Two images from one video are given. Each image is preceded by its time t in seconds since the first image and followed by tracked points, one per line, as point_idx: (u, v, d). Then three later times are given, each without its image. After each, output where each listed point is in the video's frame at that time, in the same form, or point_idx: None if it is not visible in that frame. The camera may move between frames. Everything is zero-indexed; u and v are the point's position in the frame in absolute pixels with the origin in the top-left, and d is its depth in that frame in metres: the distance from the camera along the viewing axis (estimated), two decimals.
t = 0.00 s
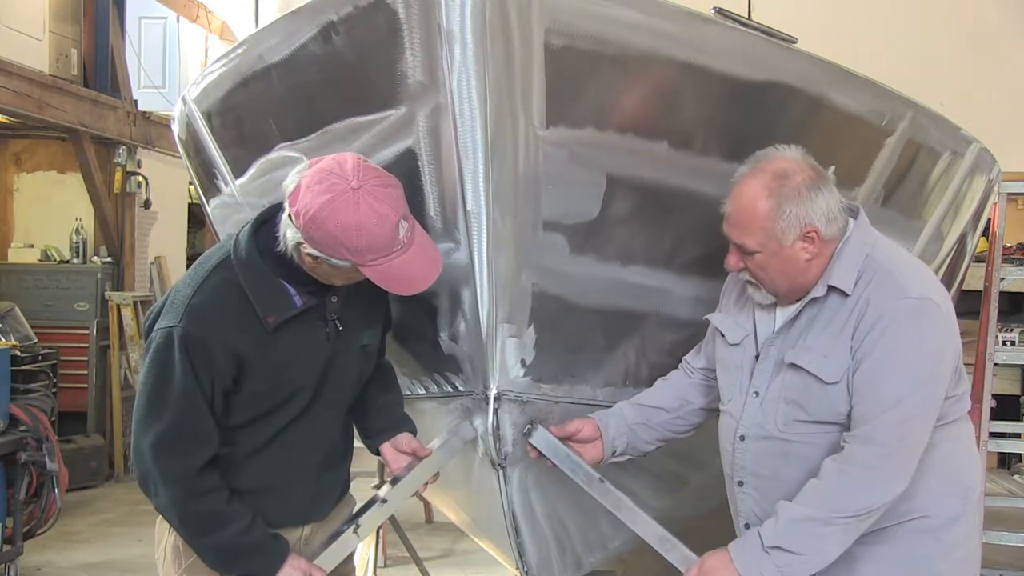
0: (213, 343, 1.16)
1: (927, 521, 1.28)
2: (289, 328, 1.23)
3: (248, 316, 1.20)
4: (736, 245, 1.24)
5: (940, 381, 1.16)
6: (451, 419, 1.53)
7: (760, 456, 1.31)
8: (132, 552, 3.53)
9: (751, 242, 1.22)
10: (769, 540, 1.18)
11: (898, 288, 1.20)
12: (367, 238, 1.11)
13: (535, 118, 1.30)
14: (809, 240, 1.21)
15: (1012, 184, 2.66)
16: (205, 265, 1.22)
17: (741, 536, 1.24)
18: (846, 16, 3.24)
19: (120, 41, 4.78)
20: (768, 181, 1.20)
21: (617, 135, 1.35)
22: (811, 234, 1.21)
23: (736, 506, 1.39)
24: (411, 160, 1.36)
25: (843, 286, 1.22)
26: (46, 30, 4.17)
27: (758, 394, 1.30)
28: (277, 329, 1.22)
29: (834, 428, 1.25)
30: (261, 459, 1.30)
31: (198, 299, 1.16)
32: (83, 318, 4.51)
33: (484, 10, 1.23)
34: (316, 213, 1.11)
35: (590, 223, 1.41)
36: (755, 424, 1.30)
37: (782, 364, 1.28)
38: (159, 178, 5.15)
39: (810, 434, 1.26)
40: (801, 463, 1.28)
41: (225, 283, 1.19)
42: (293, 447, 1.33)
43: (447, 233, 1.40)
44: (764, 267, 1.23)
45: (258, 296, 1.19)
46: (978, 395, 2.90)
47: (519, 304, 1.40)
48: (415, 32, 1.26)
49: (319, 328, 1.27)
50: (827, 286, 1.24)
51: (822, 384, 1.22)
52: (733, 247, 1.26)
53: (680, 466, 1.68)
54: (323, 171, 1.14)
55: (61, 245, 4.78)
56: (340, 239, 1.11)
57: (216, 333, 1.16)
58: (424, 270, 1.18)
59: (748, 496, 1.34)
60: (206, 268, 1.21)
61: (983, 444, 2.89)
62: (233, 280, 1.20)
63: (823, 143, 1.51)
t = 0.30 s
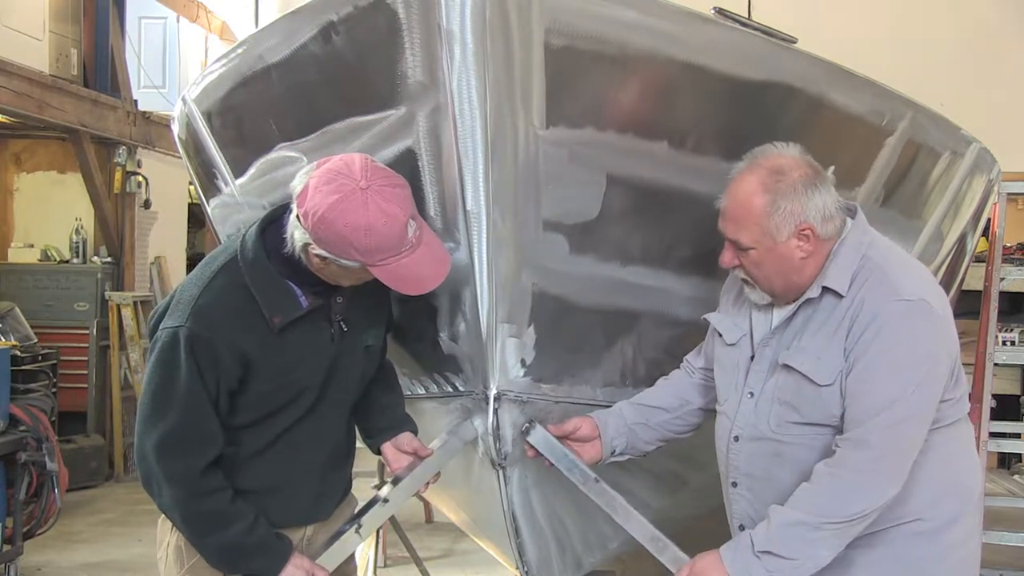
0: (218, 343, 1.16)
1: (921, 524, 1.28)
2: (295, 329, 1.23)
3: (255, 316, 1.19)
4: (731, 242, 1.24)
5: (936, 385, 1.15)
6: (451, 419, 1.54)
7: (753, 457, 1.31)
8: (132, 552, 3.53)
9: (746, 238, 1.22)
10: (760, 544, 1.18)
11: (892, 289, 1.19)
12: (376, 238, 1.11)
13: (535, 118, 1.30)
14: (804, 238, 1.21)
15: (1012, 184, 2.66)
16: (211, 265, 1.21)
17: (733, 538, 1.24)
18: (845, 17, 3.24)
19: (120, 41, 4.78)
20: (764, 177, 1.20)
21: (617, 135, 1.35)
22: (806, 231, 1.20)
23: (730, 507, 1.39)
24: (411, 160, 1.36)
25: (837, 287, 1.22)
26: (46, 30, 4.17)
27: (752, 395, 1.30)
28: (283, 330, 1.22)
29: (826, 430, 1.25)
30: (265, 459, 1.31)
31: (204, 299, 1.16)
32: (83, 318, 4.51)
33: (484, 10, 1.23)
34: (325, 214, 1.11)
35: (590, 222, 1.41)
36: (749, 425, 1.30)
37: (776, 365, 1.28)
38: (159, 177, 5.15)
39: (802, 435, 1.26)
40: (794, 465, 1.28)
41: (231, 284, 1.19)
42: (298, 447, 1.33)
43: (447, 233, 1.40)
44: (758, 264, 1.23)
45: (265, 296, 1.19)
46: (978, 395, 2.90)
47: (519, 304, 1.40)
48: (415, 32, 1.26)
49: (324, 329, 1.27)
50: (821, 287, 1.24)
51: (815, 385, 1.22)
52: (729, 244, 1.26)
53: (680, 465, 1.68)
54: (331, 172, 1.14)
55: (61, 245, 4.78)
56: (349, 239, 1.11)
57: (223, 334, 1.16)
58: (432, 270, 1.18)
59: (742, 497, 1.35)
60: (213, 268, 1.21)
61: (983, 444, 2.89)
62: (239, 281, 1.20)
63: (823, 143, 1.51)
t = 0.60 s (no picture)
0: (220, 343, 1.16)
1: (911, 528, 1.26)
2: (296, 329, 1.23)
3: (256, 317, 1.19)
4: (731, 228, 1.24)
5: (928, 383, 1.13)
6: (451, 419, 1.54)
7: (746, 449, 1.31)
8: (132, 552, 3.53)
9: (745, 224, 1.21)
10: (740, 543, 1.16)
11: (885, 285, 1.17)
12: (376, 238, 1.11)
13: (535, 117, 1.30)
14: (803, 226, 1.20)
15: (1012, 184, 2.66)
16: (212, 265, 1.21)
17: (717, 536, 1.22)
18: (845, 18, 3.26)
19: (120, 41, 4.78)
20: (764, 164, 1.20)
21: (616, 135, 1.35)
22: (806, 218, 1.20)
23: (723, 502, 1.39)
24: (411, 160, 1.36)
25: (834, 280, 1.21)
26: (46, 30, 4.17)
27: (748, 387, 1.30)
28: (285, 331, 1.22)
29: (814, 426, 1.23)
30: (265, 459, 1.31)
31: (205, 300, 1.16)
32: (83, 318, 4.51)
33: (484, 10, 1.23)
34: (324, 214, 1.11)
35: (590, 222, 1.41)
36: (743, 417, 1.30)
37: (770, 359, 1.28)
38: (159, 177, 5.15)
39: (790, 429, 1.25)
40: (783, 460, 1.27)
41: (232, 285, 1.19)
42: (299, 447, 1.33)
43: (447, 233, 1.39)
44: (758, 251, 1.22)
45: (266, 297, 1.19)
46: (977, 395, 2.90)
47: (519, 304, 1.40)
48: (415, 32, 1.26)
49: (325, 330, 1.27)
50: (817, 280, 1.23)
51: (806, 380, 1.21)
52: (729, 232, 1.25)
53: (680, 465, 1.68)
54: (330, 172, 1.14)
55: (61, 245, 4.78)
56: (349, 239, 1.11)
57: (223, 334, 1.16)
58: (433, 269, 1.18)
59: (734, 490, 1.35)
60: (215, 268, 1.21)
61: (982, 444, 2.89)
62: (240, 281, 1.19)
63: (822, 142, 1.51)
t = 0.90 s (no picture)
0: (217, 343, 1.16)
1: (901, 525, 1.23)
2: (293, 329, 1.23)
3: (254, 316, 1.19)
4: (732, 210, 1.23)
5: (920, 373, 1.11)
6: (451, 419, 1.55)
7: (737, 437, 1.28)
8: (132, 552, 3.53)
9: (746, 205, 1.21)
10: (732, 536, 1.14)
11: (880, 273, 1.15)
12: (372, 235, 1.11)
13: (535, 116, 1.30)
14: (804, 207, 1.19)
15: (1011, 184, 2.66)
16: (212, 264, 1.22)
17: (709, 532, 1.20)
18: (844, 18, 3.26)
19: (121, 41, 4.78)
20: (766, 146, 1.19)
21: (617, 135, 1.35)
22: (807, 200, 1.18)
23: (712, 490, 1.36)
24: (411, 160, 1.36)
25: (829, 266, 1.19)
26: (46, 30, 4.17)
27: (742, 374, 1.29)
28: (282, 331, 1.22)
29: (802, 412, 1.21)
30: (263, 459, 1.31)
31: (202, 299, 1.16)
32: (83, 318, 4.51)
33: (484, 10, 1.23)
34: (320, 211, 1.11)
35: (590, 221, 1.41)
36: (736, 405, 1.28)
37: (765, 344, 1.26)
38: (159, 177, 5.15)
39: (781, 417, 1.23)
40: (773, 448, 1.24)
41: (228, 284, 1.19)
42: (298, 447, 1.33)
43: (447, 233, 1.39)
44: (758, 232, 1.21)
45: (264, 296, 1.19)
46: (978, 395, 2.90)
47: (519, 304, 1.40)
48: (415, 32, 1.25)
49: (323, 329, 1.27)
50: (813, 266, 1.21)
51: (798, 365, 1.19)
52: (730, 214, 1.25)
53: (681, 465, 1.68)
54: (326, 170, 1.14)
55: (61, 244, 4.78)
56: (345, 237, 1.11)
57: (221, 333, 1.16)
58: (431, 267, 1.18)
59: (722, 477, 1.32)
60: (213, 267, 1.22)
61: (982, 444, 2.89)
62: (237, 281, 1.20)
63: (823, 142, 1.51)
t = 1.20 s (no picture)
0: (211, 343, 1.16)
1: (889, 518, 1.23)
2: (290, 328, 1.23)
3: (250, 314, 1.20)
4: (741, 202, 1.23)
5: (918, 365, 1.11)
6: (451, 419, 1.55)
7: (731, 422, 1.27)
8: (132, 552, 3.53)
9: (756, 196, 1.20)
10: (736, 527, 1.12)
11: (888, 264, 1.16)
12: (366, 231, 1.11)
13: (535, 116, 1.30)
14: (813, 198, 1.19)
15: (1011, 184, 2.66)
16: (208, 262, 1.23)
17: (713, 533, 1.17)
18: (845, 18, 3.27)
19: (121, 41, 4.78)
20: (777, 137, 1.19)
21: (617, 135, 1.35)
22: (816, 191, 1.19)
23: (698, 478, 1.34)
24: (411, 160, 1.36)
25: (838, 257, 1.19)
26: (46, 30, 4.17)
27: (739, 362, 1.28)
28: (279, 329, 1.22)
29: (801, 399, 1.20)
30: (260, 459, 1.30)
31: (197, 296, 1.17)
32: (83, 318, 4.51)
33: (484, 10, 1.22)
34: (314, 208, 1.11)
35: (590, 221, 1.41)
36: (733, 391, 1.27)
37: (767, 330, 1.25)
38: (159, 177, 5.15)
39: (780, 403, 1.22)
40: (774, 433, 1.23)
41: (225, 283, 1.19)
42: (296, 446, 1.33)
43: (447, 233, 1.39)
44: (767, 224, 1.21)
45: (260, 294, 1.19)
46: (978, 395, 2.90)
47: (519, 304, 1.40)
48: (415, 32, 1.25)
49: (320, 328, 1.27)
50: (822, 256, 1.21)
51: (802, 349, 1.19)
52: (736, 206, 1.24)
53: (681, 465, 1.68)
54: (320, 166, 1.14)
55: (61, 245, 4.78)
56: (339, 233, 1.11)
57: (216, 331, 1.16)
58: (426, 263, 1.18)
59: (713, 466, 1.30)
60: (210, 265, 1.22)
61: (982, 444, 2.89)
62: (235, 279, 1.20)
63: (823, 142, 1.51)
